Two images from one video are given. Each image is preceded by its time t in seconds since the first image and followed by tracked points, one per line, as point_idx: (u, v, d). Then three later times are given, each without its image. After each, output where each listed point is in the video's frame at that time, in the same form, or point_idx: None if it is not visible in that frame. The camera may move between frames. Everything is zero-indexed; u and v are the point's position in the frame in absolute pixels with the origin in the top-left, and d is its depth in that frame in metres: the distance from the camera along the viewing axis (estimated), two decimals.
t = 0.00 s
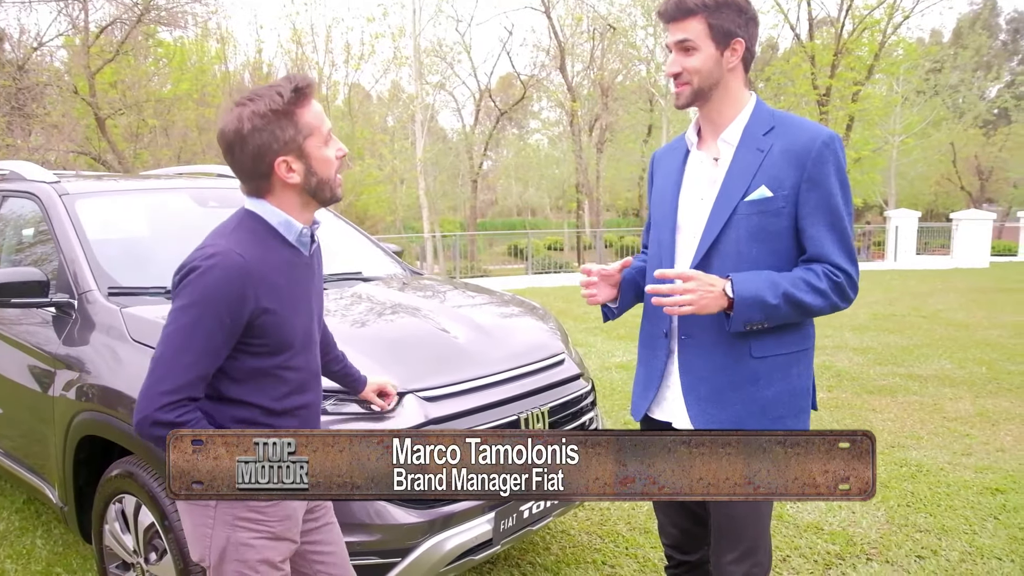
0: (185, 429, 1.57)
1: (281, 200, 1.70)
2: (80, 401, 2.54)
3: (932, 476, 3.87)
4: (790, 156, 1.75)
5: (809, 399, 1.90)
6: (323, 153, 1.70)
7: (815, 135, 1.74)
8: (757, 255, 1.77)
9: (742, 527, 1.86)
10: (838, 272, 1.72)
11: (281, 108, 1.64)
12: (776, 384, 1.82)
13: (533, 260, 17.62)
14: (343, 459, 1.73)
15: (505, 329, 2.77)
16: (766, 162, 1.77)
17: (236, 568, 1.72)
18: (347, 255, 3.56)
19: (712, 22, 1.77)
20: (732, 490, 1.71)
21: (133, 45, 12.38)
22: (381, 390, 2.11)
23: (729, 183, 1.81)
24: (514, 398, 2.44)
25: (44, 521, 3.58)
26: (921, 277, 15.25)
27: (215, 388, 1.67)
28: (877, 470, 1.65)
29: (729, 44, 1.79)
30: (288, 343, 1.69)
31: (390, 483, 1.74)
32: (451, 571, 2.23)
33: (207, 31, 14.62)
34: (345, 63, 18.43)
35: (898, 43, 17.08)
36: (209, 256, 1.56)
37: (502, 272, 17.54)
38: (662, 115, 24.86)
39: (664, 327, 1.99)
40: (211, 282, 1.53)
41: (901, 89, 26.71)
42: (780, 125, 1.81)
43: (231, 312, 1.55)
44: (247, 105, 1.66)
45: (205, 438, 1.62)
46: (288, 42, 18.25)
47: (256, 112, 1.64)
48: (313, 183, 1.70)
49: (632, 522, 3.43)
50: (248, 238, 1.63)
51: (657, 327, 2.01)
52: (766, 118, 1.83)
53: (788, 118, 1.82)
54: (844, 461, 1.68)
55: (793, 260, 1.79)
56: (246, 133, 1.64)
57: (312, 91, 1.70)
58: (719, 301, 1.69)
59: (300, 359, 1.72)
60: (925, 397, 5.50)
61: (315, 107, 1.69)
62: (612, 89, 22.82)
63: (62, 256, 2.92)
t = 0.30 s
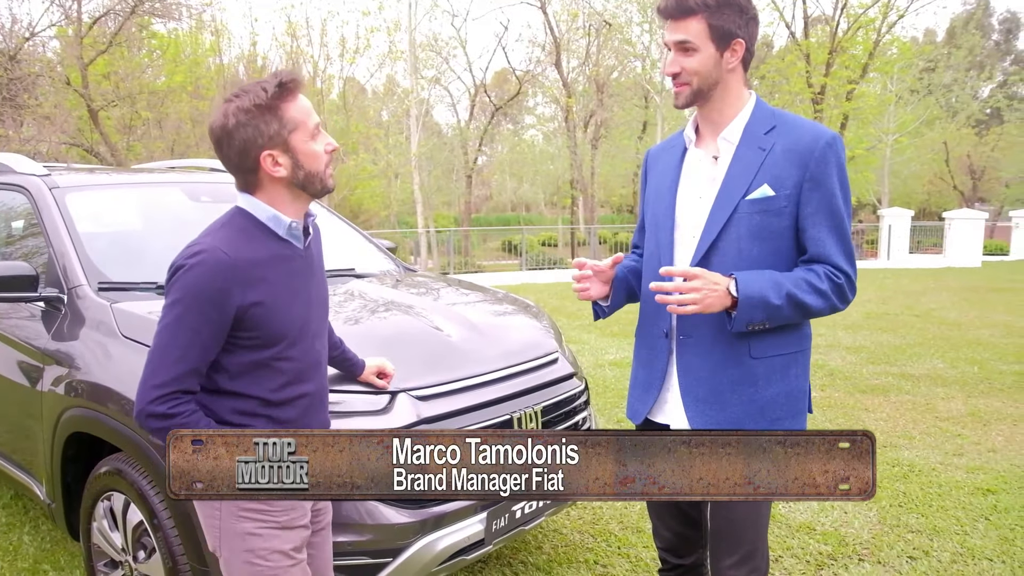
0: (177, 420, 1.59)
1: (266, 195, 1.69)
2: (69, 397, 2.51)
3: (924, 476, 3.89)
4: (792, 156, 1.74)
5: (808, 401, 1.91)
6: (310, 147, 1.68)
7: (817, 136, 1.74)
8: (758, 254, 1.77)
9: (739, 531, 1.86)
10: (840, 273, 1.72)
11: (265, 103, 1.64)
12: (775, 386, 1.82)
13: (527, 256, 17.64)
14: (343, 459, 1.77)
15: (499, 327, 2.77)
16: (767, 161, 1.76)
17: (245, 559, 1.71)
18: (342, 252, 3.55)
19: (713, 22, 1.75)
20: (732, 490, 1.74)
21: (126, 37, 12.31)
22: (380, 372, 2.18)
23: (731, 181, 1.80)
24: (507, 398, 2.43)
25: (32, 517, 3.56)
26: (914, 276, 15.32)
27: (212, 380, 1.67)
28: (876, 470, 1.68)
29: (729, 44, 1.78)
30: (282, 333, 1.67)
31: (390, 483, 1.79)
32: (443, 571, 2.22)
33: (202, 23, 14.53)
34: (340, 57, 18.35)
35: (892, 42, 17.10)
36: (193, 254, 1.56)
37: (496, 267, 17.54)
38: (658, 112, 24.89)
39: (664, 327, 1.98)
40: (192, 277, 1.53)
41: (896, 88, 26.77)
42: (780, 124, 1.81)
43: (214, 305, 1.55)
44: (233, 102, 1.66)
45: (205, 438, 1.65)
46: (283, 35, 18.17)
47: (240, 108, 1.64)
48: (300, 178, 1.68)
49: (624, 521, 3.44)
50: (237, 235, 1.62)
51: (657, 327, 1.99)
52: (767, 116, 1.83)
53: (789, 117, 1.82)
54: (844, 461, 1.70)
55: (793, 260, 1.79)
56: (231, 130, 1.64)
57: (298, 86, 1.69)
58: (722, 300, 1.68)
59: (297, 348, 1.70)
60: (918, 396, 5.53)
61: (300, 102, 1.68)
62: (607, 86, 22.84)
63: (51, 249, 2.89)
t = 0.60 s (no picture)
0: (148, 432, 1.58)
1: (239, 206, 1.69)
2: (57, 406, 2.48)
3: (916, 481, 3.90)
4: (792, 165, 1.74)
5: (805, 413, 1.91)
6: (280, 158, 1.69)
7: (818, 145, 1.73)
8: (758, 266, 1.76)
9: (736, 544, 1.85)
10: (845, 286, 1.72)
11: (238, 114, 1.65)
12: (774, 398, 1.82)
13: (519, 261, 17.62)
14: (343, 459, 1.77)
15: (490, 334, 2.76)
16: (767, 170, 1.76)
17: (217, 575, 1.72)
18: (333, 258, 3.54)
19: (712, 29, 1.76)
20: (732, 490, 1.73)
21: (117, 40, 12.25)
22: (373, 385, 2.16)
23: (730, 192, 1.80)
24: (498, 406, 2.42)
25: (19, 527, 3.51)
26: (904, 280, 15.40)
27: (189, 391, 1.66)
28: (876, 470, 1.68)
29: (728, 52, 1.78)
30: (259, 341, 1.65)
31: (390, 482, 1.78)
32: None
33: (193, 27, 14.49)
34: (331, 61, 18.32)
35: (881, 46, 17.23)
36: (162, 264, 1.56)
37: (488, 271, 17.50)
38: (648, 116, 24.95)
39: (657, 337, 1.99)
40: (161, 288, 1.53)
41: (885, 91, 26.95)
42: (782, 133, 1.80)
43: (184, 315, 1.55)
44: (208, 113, 1.67)
45: (206, 437, 1.64)
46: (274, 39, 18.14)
47: (208, 119, 1.66)
48: (273, 188, 1.69)
49: (617, 528, 3.43)
50: (207, 246, 1.62)
51: (651, 338, 2.00)
52: (768, 125, 1.82)
53: (791, 126, 1.82)
54: (844, 461, 1.70)
55: (793, 273, 1.79)
56: (202, 140, 1.65)
57: (266, 97, 1.71)
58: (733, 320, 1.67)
59: (274, 355, 1.68)
60: (909, 400, 5.55)
61: (274, 113, 1.69)
62: (598, 90, 22.91)
63: (39, 256, 2.86)
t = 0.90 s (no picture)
0: (140, 449, 1.55)
1: (236, 226, 1.70)
2: (55, 418, 2.48)
3: (915, 489, 3.90)
4: (797, 174, 1.74)
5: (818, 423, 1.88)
6: (280, 180, 1.70)
7: (824, 152, 1.73)
8: (764, 277, 1.77)
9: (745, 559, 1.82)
10: (852, 297, 1.70)
11: (239, 135, 1.66)
12: (785, 416, 1.79)
13: (515, 267, 17.61)
14: (343, 459, 1.79)
15: (487, 344, 2.76)
16: (772, 180, 1.77)
17: None
18: (330, 269, 3.54)
19: (707, 38, 1.77)
20: (732, 490, 1.74)
21: (114, 49, 12.33)
22: (372, 397, 2.15)
23: (735, 203, 1.81)
24: (496, 417, 2.41)
25: (16, 537, 3.50)
26: (901, 286, 15.41)
27: (184, 408, 1.67)
28: (876, 470, 1.68)
29: (727, 59, 1.78)
30: (255, 359, 1.66)
31: (390, 483, 1.80)
32: None
33: (189, 35, 14.56)
34: (327, 69, 18.40)
35: (876, 52, 17.30)
36: (158, 286, 1.56)
37: (485, 278, 17.48)
38: (644, 122, 25.01)
39: (667, 351, 1.99)
40: (158, 309, 1.53)
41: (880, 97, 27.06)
42: (787, 141, 1.81)
43: (181, 336, 1.55)
44: (210, 131, 1.68)
45: (206, 438, 1.63)
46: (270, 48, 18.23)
47: (212, 138, 1.67)
48: (270, 209, 1.70)
49: (615, 537, 3.42)
50: (203, 266, 1.62)
51: (661, 351, 2.01)
52: (772, 133, 1.83)
53: (795, 133, 1.82)
54: (844, 461, 1.71)
55: (800, 283, 1.78)
56: (202, 158, 1.66)
57: (270, 120, 1.72)
58: (735, 340, 1.68)
59: (269, 373, 1.69)
60: (907, 408, 5.55)
61: (275, 134, 1.71)
62: (594, 97, 22.98)
63: (38, 266, 2.86)
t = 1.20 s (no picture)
0: (137, 462, 1.55)
1: (240, 240, 1.71)
2: (54, 428, 2.47)
3: (913, 497, 3.90)
4: (809, 182, 1.75)
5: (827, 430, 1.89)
6: (292, 200, 1.70)
7: (837, 161, 1.74)
8: (776, 286, 1.78)
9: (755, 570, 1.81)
10: (861, 306, 1.72)
11: (258, 150, 1.67)
12: (799, 420, 1.80)
13: (513, 275, 17.61)
14: (343, 459, 1.80)
15: (486, 353, 2.77)
16: (785, 189, 1.78)
17: None
18: (328, 278, 3.54)
19: (717, 51, 1.78)
20: (732, 490, 1.75)
21: (112, 57, 12.38)
22: (370, 407, 2.14)
23: (747, 213, 1.81)
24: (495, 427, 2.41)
25: (13, 548, 3.49)
26: (898, 293, 15.43)
27: (180, 420, 1.67)
28: (876, 470, 1.69)
29: (736, 70, 1.80)
30: (252, 372, 1.67)
31: (390, 483, 1.82)
32: None
33: (187, 43, 14.59)
34: (325, 77, 18.46)
35: (872, 61, 17.39)
36: (157, 296, 1.56)
37: (482, 286, 17.46)
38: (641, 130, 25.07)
39: (680, 364, 1.99)
40: (155, 321, 1.54)
41: (876, 104, 27.18)
42: (798, 150, 1.82)
43: (177, 347, 1.55)
44: (227, 144, 1.69)
45: (206, 438, 1.64)
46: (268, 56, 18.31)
47: (228, 150, 1.68)
48: (277, 228, 1.70)
49: (614, 546, 3.42)
50: (202, 278, 1.63)
51: (674, 363, 2.00)
52: (783, 143, 1.85)
53: (806, 143, 1.84)
54: (844, 462, 1.71)
55: (810, 293, 1.79)
56: (218, 169, 1.66)
57: (291, 138, 1.73)
58: (742, 342, 1.69)
59: (263, 386, 1.70)
60: (904, 415, 5.55)
61: (292, 154, 1.72)
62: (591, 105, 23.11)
63: (36, 276, 2.86)
